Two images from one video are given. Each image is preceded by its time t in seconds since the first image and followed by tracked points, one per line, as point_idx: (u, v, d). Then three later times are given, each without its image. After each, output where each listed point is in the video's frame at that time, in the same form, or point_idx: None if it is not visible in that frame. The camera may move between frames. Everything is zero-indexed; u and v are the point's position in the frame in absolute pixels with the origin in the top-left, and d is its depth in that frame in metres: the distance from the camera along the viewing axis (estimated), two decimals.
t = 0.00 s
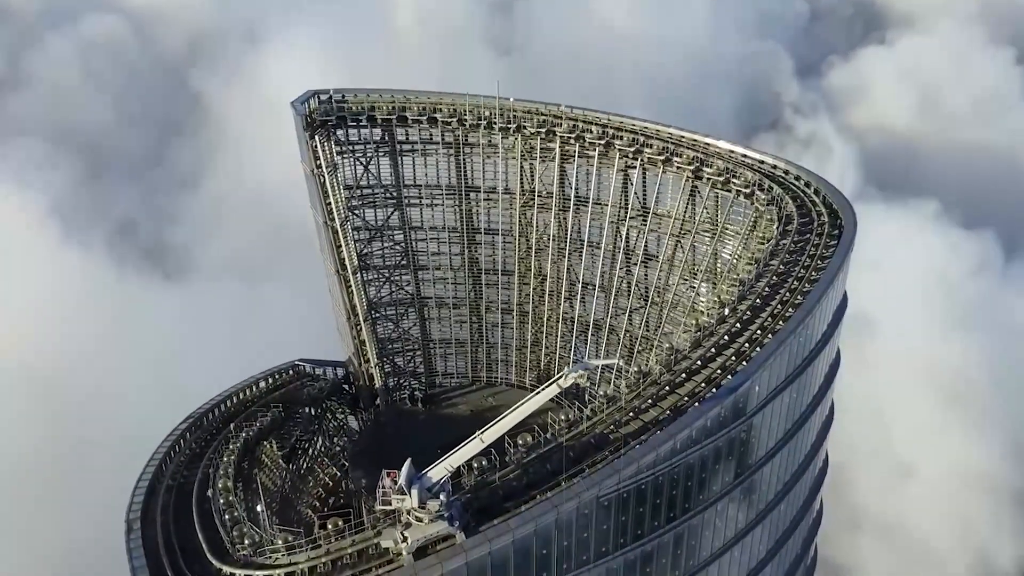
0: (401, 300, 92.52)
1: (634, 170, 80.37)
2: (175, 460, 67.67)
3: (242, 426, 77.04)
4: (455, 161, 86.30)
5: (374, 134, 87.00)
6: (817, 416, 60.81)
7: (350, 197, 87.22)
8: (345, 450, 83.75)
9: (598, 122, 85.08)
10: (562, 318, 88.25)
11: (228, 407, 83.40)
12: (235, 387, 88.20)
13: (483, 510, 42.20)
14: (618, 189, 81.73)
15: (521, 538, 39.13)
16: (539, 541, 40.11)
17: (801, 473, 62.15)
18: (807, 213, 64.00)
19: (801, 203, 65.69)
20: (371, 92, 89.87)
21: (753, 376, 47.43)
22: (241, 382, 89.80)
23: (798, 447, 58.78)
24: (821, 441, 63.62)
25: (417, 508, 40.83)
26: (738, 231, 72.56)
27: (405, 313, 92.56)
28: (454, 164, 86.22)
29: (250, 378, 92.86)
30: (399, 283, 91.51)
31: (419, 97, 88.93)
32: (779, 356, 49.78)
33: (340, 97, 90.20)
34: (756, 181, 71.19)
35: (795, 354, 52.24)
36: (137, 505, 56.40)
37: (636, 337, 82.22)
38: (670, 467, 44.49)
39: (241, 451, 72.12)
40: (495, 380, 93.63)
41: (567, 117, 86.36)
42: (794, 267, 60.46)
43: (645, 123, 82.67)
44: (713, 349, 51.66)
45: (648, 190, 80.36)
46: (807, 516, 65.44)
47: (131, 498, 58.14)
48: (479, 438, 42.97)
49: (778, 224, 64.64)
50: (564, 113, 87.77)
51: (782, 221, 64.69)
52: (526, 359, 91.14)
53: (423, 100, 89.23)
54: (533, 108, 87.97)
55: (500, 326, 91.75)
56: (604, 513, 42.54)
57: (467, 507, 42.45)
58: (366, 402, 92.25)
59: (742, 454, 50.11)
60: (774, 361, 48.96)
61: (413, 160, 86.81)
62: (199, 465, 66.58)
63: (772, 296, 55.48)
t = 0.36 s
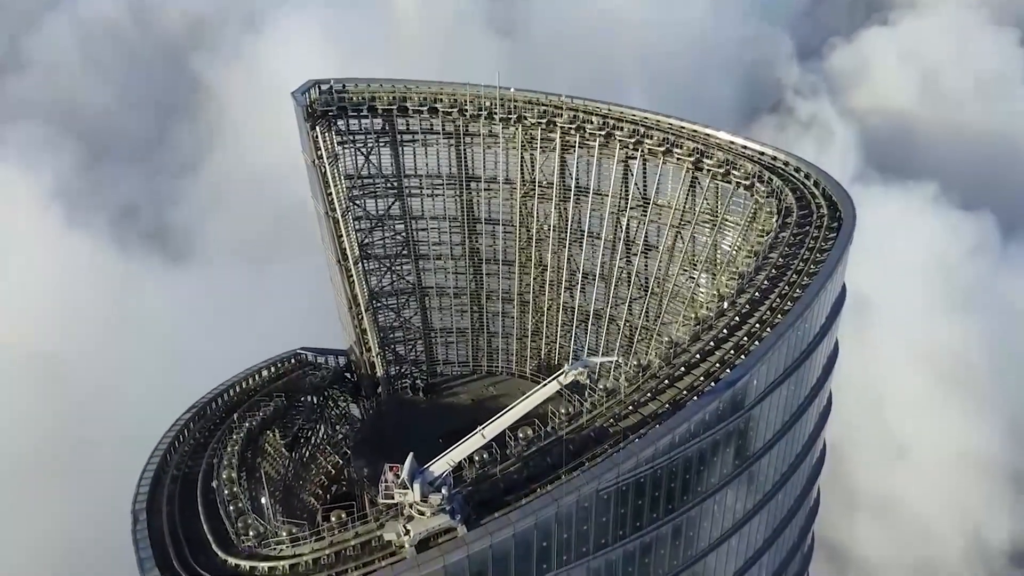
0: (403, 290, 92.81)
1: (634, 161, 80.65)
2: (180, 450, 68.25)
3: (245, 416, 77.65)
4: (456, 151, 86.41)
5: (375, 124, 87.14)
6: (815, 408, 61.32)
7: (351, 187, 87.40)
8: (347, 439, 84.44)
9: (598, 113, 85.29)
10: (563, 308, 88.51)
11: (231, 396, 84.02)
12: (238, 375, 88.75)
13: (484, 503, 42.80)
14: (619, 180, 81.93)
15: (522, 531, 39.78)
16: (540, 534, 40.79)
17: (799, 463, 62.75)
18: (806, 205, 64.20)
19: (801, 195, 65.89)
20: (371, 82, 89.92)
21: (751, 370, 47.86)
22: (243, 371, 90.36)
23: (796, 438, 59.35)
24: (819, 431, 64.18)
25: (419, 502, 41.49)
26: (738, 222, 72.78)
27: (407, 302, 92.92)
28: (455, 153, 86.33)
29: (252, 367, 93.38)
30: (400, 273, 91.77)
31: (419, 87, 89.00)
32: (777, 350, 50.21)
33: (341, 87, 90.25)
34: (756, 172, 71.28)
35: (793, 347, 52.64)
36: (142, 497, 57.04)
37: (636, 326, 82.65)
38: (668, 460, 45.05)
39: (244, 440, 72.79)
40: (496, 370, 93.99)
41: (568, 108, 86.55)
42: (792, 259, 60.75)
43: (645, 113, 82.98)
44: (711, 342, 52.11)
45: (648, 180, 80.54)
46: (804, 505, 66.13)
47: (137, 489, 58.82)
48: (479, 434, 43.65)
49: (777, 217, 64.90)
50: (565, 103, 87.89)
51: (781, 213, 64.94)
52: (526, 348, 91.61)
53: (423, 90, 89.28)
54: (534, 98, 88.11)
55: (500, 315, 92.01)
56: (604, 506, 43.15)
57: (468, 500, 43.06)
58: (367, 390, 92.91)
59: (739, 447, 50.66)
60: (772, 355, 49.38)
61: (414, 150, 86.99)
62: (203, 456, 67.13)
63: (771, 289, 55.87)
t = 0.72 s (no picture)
0: (404, 281, 93.07)
1: (635, 153, 80.90)
2: (183, 442, 68.90)
3: (248, 407, 78.29)
4: (456, 142, 86.54)
5: (376, 115, 87.35)
6: (812, 400, 61.73)
7: (352, 179, 87.67)
8: (350, 429, 85.01)
9: (599, 104, 85.54)
10: (563, 299, 88.73)
11: (234, 386, 84.61)
12: (241, 365, 89.18)
13: (486, 496, 43.39)
14: (619, 171, 82.18)
15: (524, 524, 40.40)
16: (540, 527, 41.38)
17: (797, 455, 63.27)
18: (806, 198, 64.40)
19: (800, 189, 66.09)
20: (372, 74, 90.04)
21: (750, 364, 48.27)
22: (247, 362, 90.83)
23: (793, 430, 59.86)
24: (816, 423, 64.64)
25: (422, 496, 42.07)
26: (738, 215, 72.99)
27: (408, 293, 93.25)
28: (456, 145, 86.49)
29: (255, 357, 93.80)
30: (402, 264, 92.03)
31: (420, 78, 89.12)
32: (776, 345, 50.59)
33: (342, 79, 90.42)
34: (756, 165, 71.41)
35: (792, 341, 52.99)
36: (148, 488, 57.74)
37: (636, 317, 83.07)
38: (667, 454, 45.53)
39: (248, 431, 73.40)
40: (497, 360, 94.56)
41: (568, 99, 86.77)
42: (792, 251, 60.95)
43: (646, 105, 83.27)
44: (711, 336, 52.51)
45: (649, 171, 80.76)
46: (801, 496, 66.70)
47: (142, 480, 59.52)
48: (481, 431, 44.28)
49: (777, 210, 65.17)
50: (566, 95, 88.06)
51: (780, 207, 65.18)
52: (526, 339, 92.08)
53: (424, 81, 89.41)
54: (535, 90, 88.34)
55: (501, 305, 92.20)
56: (603, 498, 43.70)
57: (470, 493, 43.68)
58: (369, 379, 93.47)
59: (737, 440, 51.13)
60: (770, 350, 49.75)
61: (415, 141, 87.19)
62: (207, 447, 67.73)
63: (771, 282, 56.22)
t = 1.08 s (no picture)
0: (404, 270, 93.34)
1: (635, 144, 81.07)
2: (187, 432, 69.50)
3: (251, 397, 78.92)
4: (457, 132, 86.65)
5: (377, 106, 87.52)
6: (810, 391, 62.25)
7: (353, 168, 87.92)
8: (352, 417, 85.68)
9: (599, 95, 85.66)
10: (563, 288, 89.01)
11: (237, 375, 85.23)
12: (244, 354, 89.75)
13: (488, 489, 44.00)
14: (620, 162, 82.38)
15: (524, 517, 41.02)
16: (540, 520, 41.99)
17: (794, 446, 63.87)
18: (805, 191, 64.63)
19: (799, 181, 66.31)
20: (372, 64, 90.11)
21: (748, 358, 48.74)
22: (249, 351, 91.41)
23: (791, 422, 60.45)
24: (814, 414, 65.22)
25: (424, 489, 42.71)
26: (738, 206, 73.24)
27: (409, 282, 93.58)
28: (456, 134, 86.54)
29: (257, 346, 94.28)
30: (403, 253, 92.31)
31: (421, 68, 89.16)
32: (774, 339, 51.04)
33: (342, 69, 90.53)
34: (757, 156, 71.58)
35: (790, 334, 53.42)
36: (153, 479, 58.37)
37: (637, 306, 83.55)
38: (666, 447, 46.09)
39: (251, 421, 74.05)
40: (498, 349, 95.37)
41: (568, 90, 86.87)
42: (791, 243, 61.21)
43: (646, 96, 83.42)
44: (710, 330, 52.93)
45: (649, 162, 80.91)
46: (798, 485, 67.41)
47: (147, 471, 60.16)
48: (482, 428, 44.75)
49: (776, 203, 65.45)
50: (566, 85, 88.14)
51: (780, 199, 65.43)
52: (527, 329, 92.76)
53: (425, 71, 89.45)
54: (535, 80, 88.40)
55: (501, 294, 92.50)
56: (603, 491, 44.31)
57: (472, 486, 44.29)
58: (371, 368, 94.09)
59: (735, 432, 51.70)
60: (769, 344, 50.16)
61: (415, 131, 87.30)
62: (211, 437, 68.35)
63: (770, 275, 56.58)
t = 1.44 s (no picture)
0: (405, 260, 93.63)
1: (636, 134, 81.29)
2: (192, 422, 70.24)
3: (254, 387, 79.60)
4: (457, 121, 86.79)
5: (377, 96, 87.67)
6: (807, 383, 62.73)
7: (354, 158, 88.17)
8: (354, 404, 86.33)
9: (600, 85, 85.78)
10: (563, 278, 89.40)
11: (240, 365, 85.86)
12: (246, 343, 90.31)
13: (489, 481, 44.64)
14: (620, 152, 82.56)
15: (525, 509, 41.72)
16: (540, 512, 42.68)
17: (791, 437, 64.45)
18: (805, 183, 64.88)
19: (798, 173, 66.52)
20: (373, 54, 90.13)
21: (747, 351, 49.21)
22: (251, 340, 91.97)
23: (789, 413, 61.01)
24: (811, 406, 65.74)
25: (426, 482, 43.39)
26: (738, 197, 73.52)
27: (409, 272, 93.91)
28: (457, 124, 86.67)
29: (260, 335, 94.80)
30: (404, 243, 92.61)
31: (421, 58, 89.17)
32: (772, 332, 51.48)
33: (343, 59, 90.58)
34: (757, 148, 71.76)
35: (788, 328, 53.87)
36: (158, 469, 59.14)
37: (637, 295, 84.00)
38: (665, 440, 46.65)
39: (255, 410, 74.77)
40: (499, 338, 95.76)
41: (569, 80, 87.00)
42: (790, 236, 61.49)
43: (647, 87, 83.56)
44: (709, 323, 53.39)
45: (649, 152, 81.05)
46: (796, 475, 68.09)
47: (152, 461, 60.93)
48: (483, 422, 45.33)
49: (776, 195, 65.75)
50: (567, 75, 88.23)
51: (779, 192, 65.71)
52: (527, 318, 93.17)
53: (425, 61, 89.48)
54: (535, 70, 88.48)
55: (501, 283, 92.85)
56: (603, 484, 44.95)
57: (473, 479, 44.95)
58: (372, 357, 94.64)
59: (733, 424, 52.28)
60: (767, 337, 50.59)
61: (416, 121, 87.42)
62: (215, 427, 69.08)
63: (768, 268, 56.97)
